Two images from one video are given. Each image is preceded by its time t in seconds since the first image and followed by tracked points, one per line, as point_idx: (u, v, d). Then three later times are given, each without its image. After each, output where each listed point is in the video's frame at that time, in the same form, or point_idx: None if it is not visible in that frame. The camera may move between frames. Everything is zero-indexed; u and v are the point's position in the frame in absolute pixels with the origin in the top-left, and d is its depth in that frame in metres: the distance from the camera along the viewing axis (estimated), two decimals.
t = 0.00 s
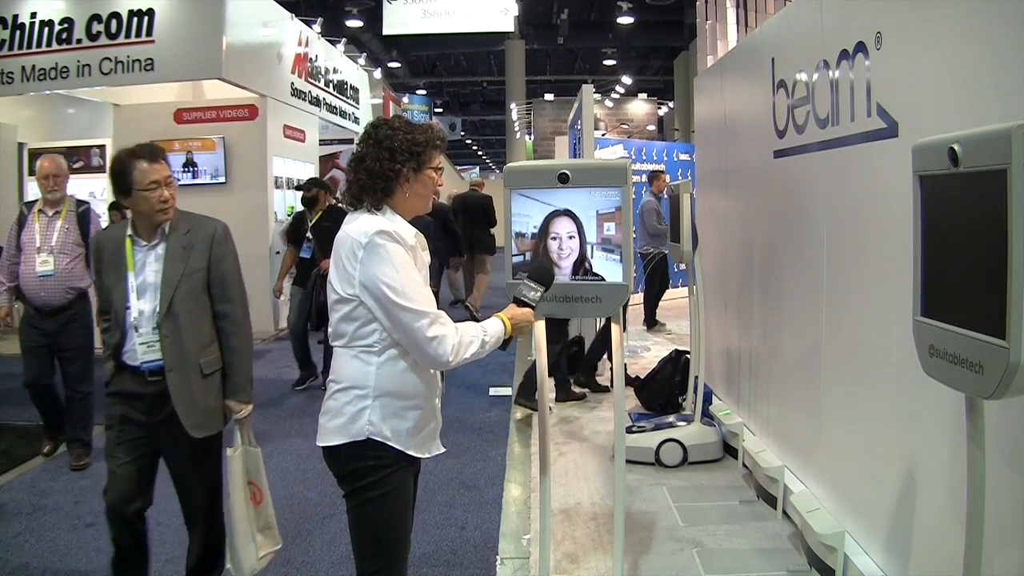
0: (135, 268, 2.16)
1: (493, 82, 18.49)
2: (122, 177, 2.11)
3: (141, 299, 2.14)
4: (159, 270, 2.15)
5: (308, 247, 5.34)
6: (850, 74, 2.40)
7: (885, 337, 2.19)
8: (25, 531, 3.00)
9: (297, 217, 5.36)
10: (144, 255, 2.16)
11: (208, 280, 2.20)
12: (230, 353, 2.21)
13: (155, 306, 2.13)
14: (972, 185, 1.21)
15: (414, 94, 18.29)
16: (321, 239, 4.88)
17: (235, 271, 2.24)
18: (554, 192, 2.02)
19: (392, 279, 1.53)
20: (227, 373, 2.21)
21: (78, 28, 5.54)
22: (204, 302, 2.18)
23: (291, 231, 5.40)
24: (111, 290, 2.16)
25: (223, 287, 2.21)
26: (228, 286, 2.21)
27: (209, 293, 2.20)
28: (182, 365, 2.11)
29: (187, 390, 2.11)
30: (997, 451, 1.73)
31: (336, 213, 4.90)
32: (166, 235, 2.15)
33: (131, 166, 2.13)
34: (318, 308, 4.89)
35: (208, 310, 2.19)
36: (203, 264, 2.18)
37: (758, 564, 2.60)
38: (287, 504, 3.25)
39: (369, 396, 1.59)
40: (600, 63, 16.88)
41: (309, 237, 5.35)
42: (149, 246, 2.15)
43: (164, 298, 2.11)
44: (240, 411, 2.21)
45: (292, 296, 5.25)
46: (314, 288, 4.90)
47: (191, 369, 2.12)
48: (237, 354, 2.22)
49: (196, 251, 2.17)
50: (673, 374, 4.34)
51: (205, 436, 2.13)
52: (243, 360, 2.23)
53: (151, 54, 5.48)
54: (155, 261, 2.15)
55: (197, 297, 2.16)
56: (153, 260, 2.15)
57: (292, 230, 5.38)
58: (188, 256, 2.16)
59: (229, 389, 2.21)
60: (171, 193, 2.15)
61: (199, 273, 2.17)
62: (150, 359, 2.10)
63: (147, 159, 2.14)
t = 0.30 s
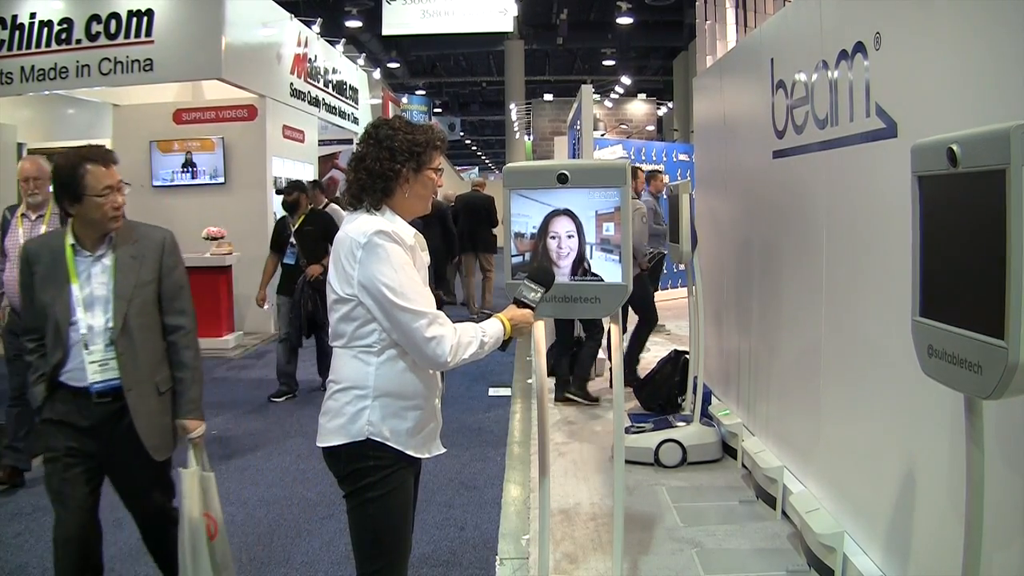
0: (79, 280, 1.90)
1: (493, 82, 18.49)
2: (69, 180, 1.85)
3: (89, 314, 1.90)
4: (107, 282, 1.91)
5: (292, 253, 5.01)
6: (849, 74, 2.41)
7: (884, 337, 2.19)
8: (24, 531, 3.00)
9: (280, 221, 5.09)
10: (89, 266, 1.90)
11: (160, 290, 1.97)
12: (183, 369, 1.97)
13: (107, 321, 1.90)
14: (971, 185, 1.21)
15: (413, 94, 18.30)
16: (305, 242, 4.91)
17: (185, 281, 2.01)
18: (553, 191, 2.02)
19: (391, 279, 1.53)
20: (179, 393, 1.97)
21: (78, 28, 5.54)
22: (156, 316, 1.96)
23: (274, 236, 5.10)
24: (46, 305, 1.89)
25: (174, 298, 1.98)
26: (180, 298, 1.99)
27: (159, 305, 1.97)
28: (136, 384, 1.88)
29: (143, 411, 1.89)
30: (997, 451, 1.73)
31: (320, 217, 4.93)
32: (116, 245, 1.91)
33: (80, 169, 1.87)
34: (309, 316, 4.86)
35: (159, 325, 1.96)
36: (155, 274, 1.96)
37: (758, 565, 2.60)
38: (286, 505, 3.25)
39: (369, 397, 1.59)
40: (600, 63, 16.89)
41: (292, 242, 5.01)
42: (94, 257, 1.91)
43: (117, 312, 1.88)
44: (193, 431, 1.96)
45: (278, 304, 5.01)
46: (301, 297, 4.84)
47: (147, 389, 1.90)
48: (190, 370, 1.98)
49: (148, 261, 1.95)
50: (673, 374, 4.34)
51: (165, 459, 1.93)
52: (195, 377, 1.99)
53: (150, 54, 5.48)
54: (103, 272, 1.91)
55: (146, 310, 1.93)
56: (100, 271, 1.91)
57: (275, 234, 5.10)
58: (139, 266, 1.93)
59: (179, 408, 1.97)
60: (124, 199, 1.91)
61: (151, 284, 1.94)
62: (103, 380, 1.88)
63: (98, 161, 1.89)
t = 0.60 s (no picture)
0: (25, 277, 1.77)
1: (493, 83, 18.49)
2: (20, 163, 1.74)
3: (37, 314, 1.77)
4: (56, 279, 1.79)
5: (274, 252, 4.85)
6: (849, 75, 2.41)
7: (884, 337, 2.19)
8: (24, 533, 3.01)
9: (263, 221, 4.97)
10: (34, 261, 1.78)
11: (110, 289, 1.87)
12: (134, 373, 1.88)
13: (57, 322, 1.78)
14: (971, 186, 1.21)
15: (413, 95, 18.30)
16: (288, 240, 4.80)
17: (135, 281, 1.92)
18: (553, 193, 2.02)
19: (388, 279, 1.53)
20: (130, 400, 1.88)
21: (78, 30, 5.55)
22: (106, 317, 1.85)
23: (258, 237, 4.97)
24: None
25: (124, 298, 1.88)
26: (132, 298, 1.89)
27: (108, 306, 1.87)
28: (87, 389, 1.78)
29: (96, 419, 1.79)
30: (995, 451, 1.73)
31: (303, 215, 4.85)
32: (65, 236, 1.80)
33: (31, 151, 1.75)
34: (286, 315, 4.65)
35: (109, 327, 1.85)
36: (106, 271, 1.85)
37: (758, 565, 2.60)
38: (286, 506, 3.25)
39: (368, 397, 1.59)
40: (600, 63, 16.89)
41: (275, 241, 4.86)
42: (42, 251, 1.78)
43: (68, 312, 1.77)
44: (144, 440, 1.89)
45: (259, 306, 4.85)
46: (281, 295, 4.64)
47: (98, 395, 1.80)
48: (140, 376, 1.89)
49: (99, 256, 1.84)
50: (673, 375, 4.34)
51: (115, 471, 1.83)
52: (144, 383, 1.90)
53: (150, 55, 5.48)
54: (51, 267, 1.78)
55: (98, 311, 1.82)
56: (48, 267, 1.78)
57: (258, 235, 4.97)
58: (90, 262, 1.82)
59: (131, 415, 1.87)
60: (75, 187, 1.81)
61: (102, 282, 1.84)
62: (53, 386, 1.76)
63: (49, 143, 1.77)
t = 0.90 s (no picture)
0: None
1: (493, 84, 18.49)
2: None
3: None
4: (16, 292, 1.66)
5: (264, 257, 4.61)
6: (848, 75, 2.41)
7: (883, 338, 2.19)
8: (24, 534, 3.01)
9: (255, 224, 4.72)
10: None
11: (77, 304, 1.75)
12: (104, 399, 1.77)
13: (17, 339, 1.66)
14: (970, 186, 1.21)
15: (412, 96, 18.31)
16: (278, 246, 4.54)
17: (107, 299, 1.80)
18: (552, 193, 2.02)
19: (386, 280, 1.53)
20: (99, 424, 1.77)
21: (77, 31, 5.55)
22: (71, 334, 1.73)
23: (249, 241, 4.72)
24: None
25: (94, 318, 1.76)
26: (101, 317, 1.77)
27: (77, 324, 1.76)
28: (47, 413, 1.66)
29: (58, 446, 1.67)
30: (993, 451, 1.73)
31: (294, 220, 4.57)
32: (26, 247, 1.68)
33: None
34: (275, 325, 4.39)
35: (76, 347, 1.74)
36: (72, 285, 1.73)
37: (757, 566, 2.60)
38: (285, 507, 3.25)
39: (366, 398, 1.59)
40: (599, 64, 16.89)
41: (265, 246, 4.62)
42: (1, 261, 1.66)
43: (29, 329, 1.65)
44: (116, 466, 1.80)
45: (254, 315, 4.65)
46: (270, 304, 4.41)
47: (60, 420, 1.68)
48: (110, 401, 1.78)
49: (65, 269, 1.72)
50: (672, 376, 4.34)
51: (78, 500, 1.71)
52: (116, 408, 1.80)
53: (149, 56, 5.48)
54: (11, 279, 1.66)
55: (62, 329, 1.71)
56: (8, 279, 1.66)
57: (248, 239, 4.73)
58: (54, 275, 1.70)
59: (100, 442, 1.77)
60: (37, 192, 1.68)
61: (68, 297, 1.72)
62: (9, 410, 1.64)
63: (9, 144, 1.65)
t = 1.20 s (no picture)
0: None
1: (491, 84, 18.50)
2: None
3: None
4: None
5: (262, 257, 4.52)
6: (845, 76, 2.41)
7: (882, 339, 2.19)
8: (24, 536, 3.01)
9: (252, 222, 4.63)
10: None
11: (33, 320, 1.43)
12: (71, 431, 1.48)
13: None
14: (969, 186, 1.20)
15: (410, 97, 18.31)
16: (278, 247, 4.47)
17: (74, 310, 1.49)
18: (550, 194, 2.02)
19: (382, 282, 1.52)
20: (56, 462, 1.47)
21: (75, 33, 5.54)
22: (22, 357, 1.42)
23: (244, 239, 4.62)
24: None
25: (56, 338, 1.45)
26: (64, 336, 1.46)
27: (33, 344, 1.45)
28: None
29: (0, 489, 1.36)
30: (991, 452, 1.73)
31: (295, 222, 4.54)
32: None
33: None
34: (273, 326, 4.28)
35: (29, 370, 1.43)
36: (26, 299, 1.42)
37: (756, 566, 2.60)
38: (284, 509, 3.24)
39: (364, 399, 1.59)
40: (597, 65, 16.91)
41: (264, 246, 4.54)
42: None
43: None
44: (83, 504, 1.52)
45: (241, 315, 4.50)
46: (267, 306, 4.28)
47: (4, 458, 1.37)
48: (77, 431, 1.49)
49: (17, 278, 1.41)
50: (671, 377, 4.34)
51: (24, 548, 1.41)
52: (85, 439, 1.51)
53: (147, 58, 5.48)
54: None
55: (12, 352, 1.40)
56: None
57: (244, 237, 4.62)
58: (2, 285, 1.39)
59: (68, 476, 1.50)
60: None
61: (20, 312, 1.41)
62: None
63: None
